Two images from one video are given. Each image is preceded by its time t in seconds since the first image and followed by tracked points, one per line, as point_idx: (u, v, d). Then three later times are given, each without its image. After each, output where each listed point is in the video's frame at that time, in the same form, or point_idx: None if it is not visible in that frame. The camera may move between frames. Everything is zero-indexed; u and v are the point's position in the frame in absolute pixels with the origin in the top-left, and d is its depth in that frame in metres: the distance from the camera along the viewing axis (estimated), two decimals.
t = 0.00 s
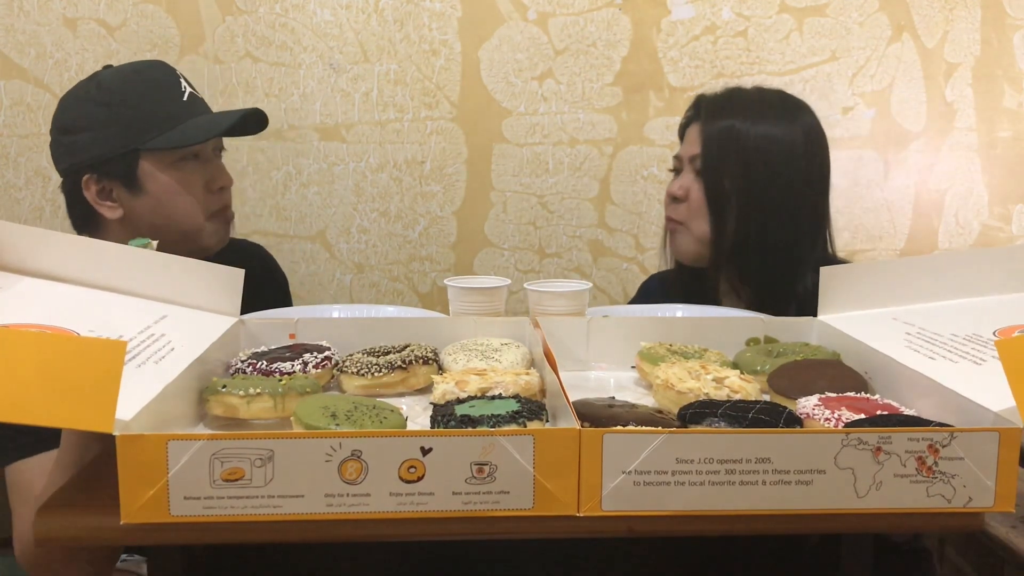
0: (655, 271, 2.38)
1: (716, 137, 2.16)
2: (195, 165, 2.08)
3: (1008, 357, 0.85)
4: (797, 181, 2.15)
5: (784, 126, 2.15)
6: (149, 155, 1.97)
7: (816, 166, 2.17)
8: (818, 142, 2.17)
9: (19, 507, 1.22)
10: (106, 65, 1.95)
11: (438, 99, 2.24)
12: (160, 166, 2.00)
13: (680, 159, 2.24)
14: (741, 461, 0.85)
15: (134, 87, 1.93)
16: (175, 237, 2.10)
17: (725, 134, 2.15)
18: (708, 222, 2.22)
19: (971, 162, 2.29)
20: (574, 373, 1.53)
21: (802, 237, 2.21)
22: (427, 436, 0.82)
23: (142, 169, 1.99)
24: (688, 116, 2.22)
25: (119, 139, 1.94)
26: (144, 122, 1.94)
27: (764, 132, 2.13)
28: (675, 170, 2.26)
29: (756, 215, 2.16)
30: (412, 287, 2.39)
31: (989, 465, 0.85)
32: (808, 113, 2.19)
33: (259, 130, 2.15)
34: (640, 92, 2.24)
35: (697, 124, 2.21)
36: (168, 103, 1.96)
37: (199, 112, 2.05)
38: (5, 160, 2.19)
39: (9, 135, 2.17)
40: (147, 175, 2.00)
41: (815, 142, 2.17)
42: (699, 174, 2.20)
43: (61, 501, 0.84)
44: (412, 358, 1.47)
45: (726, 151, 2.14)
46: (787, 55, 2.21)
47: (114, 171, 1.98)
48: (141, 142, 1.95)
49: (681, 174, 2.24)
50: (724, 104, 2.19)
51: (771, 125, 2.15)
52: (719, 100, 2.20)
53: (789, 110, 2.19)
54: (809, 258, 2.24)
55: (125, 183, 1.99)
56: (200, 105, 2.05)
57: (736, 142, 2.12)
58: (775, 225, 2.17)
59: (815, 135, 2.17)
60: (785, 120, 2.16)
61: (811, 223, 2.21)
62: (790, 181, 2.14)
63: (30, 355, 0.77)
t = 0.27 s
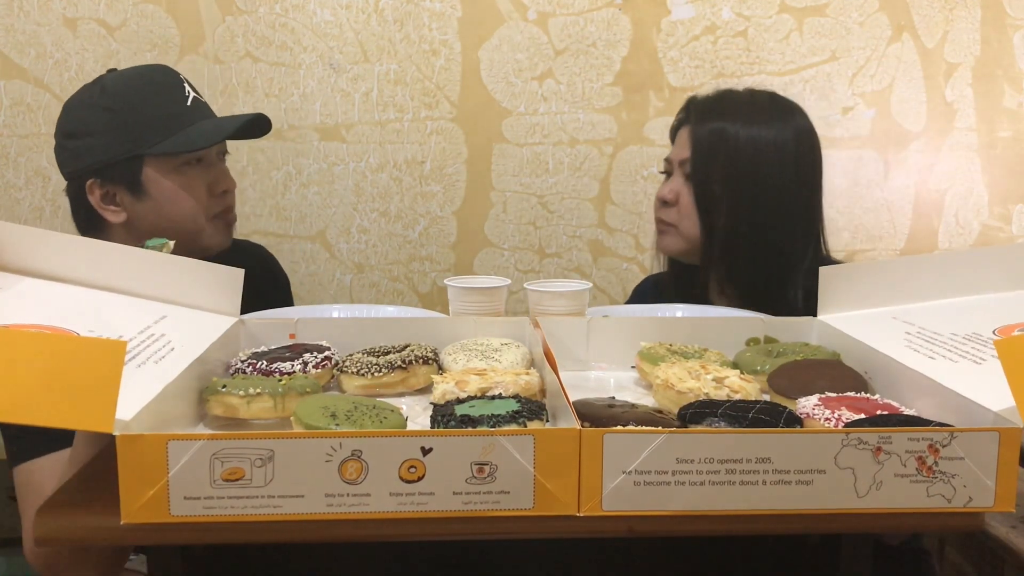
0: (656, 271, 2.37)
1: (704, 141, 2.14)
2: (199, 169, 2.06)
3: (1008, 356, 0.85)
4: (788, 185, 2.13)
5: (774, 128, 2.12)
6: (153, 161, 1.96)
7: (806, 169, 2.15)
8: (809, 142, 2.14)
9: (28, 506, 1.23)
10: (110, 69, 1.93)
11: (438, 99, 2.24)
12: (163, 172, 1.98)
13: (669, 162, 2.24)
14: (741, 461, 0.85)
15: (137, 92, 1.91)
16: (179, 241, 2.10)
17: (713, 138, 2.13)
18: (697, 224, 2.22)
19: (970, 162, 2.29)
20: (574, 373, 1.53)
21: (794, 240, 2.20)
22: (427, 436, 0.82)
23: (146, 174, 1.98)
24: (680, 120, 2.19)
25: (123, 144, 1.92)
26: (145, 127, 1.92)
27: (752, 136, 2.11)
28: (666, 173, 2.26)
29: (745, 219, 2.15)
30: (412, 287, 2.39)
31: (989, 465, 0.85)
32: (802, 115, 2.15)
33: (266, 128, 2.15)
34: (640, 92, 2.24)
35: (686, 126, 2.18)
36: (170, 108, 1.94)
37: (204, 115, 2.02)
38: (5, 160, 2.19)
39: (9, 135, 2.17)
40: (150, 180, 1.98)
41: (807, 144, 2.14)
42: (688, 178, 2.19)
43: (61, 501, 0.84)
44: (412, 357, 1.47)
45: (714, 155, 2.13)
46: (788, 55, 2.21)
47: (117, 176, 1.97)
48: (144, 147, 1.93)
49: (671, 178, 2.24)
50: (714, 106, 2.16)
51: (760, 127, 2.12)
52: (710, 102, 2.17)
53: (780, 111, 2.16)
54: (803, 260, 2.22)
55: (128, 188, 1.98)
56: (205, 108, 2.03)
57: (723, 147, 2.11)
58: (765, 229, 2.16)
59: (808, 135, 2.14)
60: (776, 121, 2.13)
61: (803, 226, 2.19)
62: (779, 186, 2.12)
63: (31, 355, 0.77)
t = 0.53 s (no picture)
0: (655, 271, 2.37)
1: (700, 142, 2.25)
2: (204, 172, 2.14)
3: (1008, 357, 0.85)
4: (778, 185, 2.25)
5: (767, 130, 2.24)
6: (157, 163, 2.05)
7: (798, 170, 2.25)
8: (802, 143, 2.25)
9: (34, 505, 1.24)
10: (121, 73, 2.03)
11: (438, 99, 2.24)
12: (167, 173, 2.07)
13: (664, 164, 2.28)
14: (741, 461, 0.85)
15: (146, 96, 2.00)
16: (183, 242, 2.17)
17: (709, 139, 2.25)
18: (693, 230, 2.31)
19: (971, 162, 2.29)
20: (574, 373, 1.53)
21: (786, 238, 2.29)
22: (427, 436, 0.82)
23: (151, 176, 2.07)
24: (675, 122, 2.25)
25: (130, 145, 2.02)
26: (153, 130, 2.01)
27: (746, 137, 2.23)
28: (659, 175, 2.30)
29: (738, 218, 2.26)
30: (412, 287, 2.39)
31: (989, 466, 0.85)
32: (798, 116, 2.24)
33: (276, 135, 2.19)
34: (640, 92, 2.24)
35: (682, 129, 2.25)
36: (177, 112, 2.02)
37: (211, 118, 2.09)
38: (5, 160, 2.19)
39: (8, 135, 2.17)
40: (155, 181, 2.07)
41: (800, 145, 2.26)
42: (683, 179, 2.27)
43: (61, 501, 0.84)
44: (412, 357, 1.47)
45: (710, 155, 2.24)
46: (788, 55, 2.21)
47: (123, 177, 2.06)
48: (150, 149, 2.03)
49: (665, 180, 2.29)
50: (709, 109, 2.24)
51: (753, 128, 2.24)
52: (705, 105, 2.25)
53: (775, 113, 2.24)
54: (800, 256, 2.30)
55: (134, 189, 2.07)
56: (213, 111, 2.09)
57: (718, 148, 2.23)
58: (757, 227, 2.26)
59: (803, 136, 2.25)
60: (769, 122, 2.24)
61: (801, 221, 2.28)
62: (771, 185, 2.24)
63: (32, 355, 0.77)
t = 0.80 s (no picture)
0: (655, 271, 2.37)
1: (702, 142, 2.19)
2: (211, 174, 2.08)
3: (1007, 357, 0.85)
4: (783, 186, 2.20)
5: (770, 130, 2.20)
6: (163, 162, 2.00)
7: (802, 170, 2.22)
8: (804, 143, 2.22)
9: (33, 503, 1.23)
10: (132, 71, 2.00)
11: (438, 99, 2.24)
12: (174, 173, 2.01)
13: (665, 164, 2.27)
14: (740, 461, 0.85)
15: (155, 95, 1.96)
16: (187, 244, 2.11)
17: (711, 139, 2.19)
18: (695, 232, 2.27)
19: (971, 162, 2.29)
20: (573, 373, 1.53)
21: (789, 239, 2.25)
22: (426, 436, 0.82)
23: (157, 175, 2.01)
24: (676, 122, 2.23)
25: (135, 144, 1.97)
26: (160, 129, 1.96)
27: (749, 137, 2.17)
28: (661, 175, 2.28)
29: (741, 220, 2.21)
30: (412, 287, 2.39)
31: (988, 465, 0.85)
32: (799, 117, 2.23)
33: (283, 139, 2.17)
34: (640, 92, 2.24)
35: (683, 129, 2.22)
36: (185, 112, 1.98)
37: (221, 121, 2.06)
38: (5, 160, 2.19)
39: (8, 135, 2.17)
40: (160, 181, 2.02)
41: (803, 145, 2.22)
42: (685, 180, 2.23)
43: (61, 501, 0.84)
44: (412, 357, 1.47)
45: (713, 155, 2.18)
46: (787, 55, 2.21)
47: (127, 176, 2.01)
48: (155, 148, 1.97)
49: (667, 180, 2.27)
50: (711, 109, 2.20)
51: (756, 128, 2.19)
52: (707, 104, 2.21)
53: (776, 113, 2.22)
54: (801, 257, 2.27)
55: (139, 189, 2.02)
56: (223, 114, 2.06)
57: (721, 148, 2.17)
58: (761, 228, 2.21)
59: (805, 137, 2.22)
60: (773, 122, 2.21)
61: (801, 222, 2.26)
62: (776, 185, 2.19)
63: (31, 354, 0.77)
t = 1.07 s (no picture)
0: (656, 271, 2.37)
1: (706, 142, 2.22)
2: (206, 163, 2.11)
3: (1007, 357, 0.85)
4: (786, 186, 2.22)
5: (774, 130, 2.22)
6: (158, 149, 2.04)
7: (805, 171, 2.24)
8: (809, 143, 2.24)
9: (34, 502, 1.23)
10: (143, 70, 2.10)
11: (438, 99, 2.24)
12: (168, 160, 2.06)
13: (669, 165, 2.27)
14: (741, 461, 0.85)
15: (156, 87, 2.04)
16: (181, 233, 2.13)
17: (715, 140, 2.22)
18: (698, 233, 2.28)
19: (971, 162, 2.29)
20: (573, 373, 1.53)
21: (791, 239, 2.27)
22: (427, 436, 0.82)
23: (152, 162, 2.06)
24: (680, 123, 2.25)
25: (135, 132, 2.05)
26: (157, 117, 2.03)
27: (753, 138, 2.21)
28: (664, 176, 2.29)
29: (744, 219, 2.23)
30: (412, 287, 2.39)
31: (989, 465, 0.85)
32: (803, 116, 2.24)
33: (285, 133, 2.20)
34: (640, 92, 2.24)
35: (687, 129, 2.24)
36: (183, 101, 2.04)
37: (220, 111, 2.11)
38: (5, 160, 2.19)
39: (8, 135, 2.17)
40: (155, 168, 2.06)
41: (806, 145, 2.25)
42: (689, 181, 2.25)
43: (61, 501, 0.84)
44: (412, 357, 1.47)
45: (717, 156, 2.21)
46: (788, 55, 2.21)
47: (126, 164, 2.08)
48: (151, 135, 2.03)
49: (671, 181, 2.28)
50: (715, 110, 2.23)
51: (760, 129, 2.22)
52: (711, 105, 2.24)
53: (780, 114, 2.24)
54: (803, 257, 2.30)
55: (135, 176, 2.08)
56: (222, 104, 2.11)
57: (725, 149, 2.20)
58: (764, 228, 2.23)
59: (808, 137, 2.24)
60: (776, 122, 2.23)
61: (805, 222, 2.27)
62: (779, 185, 2.21)
63: (30, 355, 0.77)
